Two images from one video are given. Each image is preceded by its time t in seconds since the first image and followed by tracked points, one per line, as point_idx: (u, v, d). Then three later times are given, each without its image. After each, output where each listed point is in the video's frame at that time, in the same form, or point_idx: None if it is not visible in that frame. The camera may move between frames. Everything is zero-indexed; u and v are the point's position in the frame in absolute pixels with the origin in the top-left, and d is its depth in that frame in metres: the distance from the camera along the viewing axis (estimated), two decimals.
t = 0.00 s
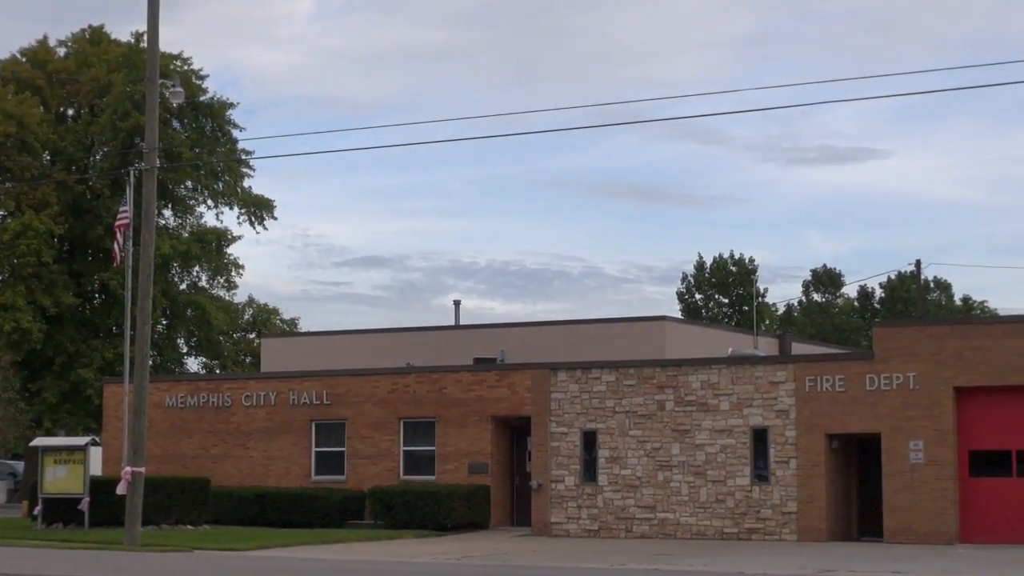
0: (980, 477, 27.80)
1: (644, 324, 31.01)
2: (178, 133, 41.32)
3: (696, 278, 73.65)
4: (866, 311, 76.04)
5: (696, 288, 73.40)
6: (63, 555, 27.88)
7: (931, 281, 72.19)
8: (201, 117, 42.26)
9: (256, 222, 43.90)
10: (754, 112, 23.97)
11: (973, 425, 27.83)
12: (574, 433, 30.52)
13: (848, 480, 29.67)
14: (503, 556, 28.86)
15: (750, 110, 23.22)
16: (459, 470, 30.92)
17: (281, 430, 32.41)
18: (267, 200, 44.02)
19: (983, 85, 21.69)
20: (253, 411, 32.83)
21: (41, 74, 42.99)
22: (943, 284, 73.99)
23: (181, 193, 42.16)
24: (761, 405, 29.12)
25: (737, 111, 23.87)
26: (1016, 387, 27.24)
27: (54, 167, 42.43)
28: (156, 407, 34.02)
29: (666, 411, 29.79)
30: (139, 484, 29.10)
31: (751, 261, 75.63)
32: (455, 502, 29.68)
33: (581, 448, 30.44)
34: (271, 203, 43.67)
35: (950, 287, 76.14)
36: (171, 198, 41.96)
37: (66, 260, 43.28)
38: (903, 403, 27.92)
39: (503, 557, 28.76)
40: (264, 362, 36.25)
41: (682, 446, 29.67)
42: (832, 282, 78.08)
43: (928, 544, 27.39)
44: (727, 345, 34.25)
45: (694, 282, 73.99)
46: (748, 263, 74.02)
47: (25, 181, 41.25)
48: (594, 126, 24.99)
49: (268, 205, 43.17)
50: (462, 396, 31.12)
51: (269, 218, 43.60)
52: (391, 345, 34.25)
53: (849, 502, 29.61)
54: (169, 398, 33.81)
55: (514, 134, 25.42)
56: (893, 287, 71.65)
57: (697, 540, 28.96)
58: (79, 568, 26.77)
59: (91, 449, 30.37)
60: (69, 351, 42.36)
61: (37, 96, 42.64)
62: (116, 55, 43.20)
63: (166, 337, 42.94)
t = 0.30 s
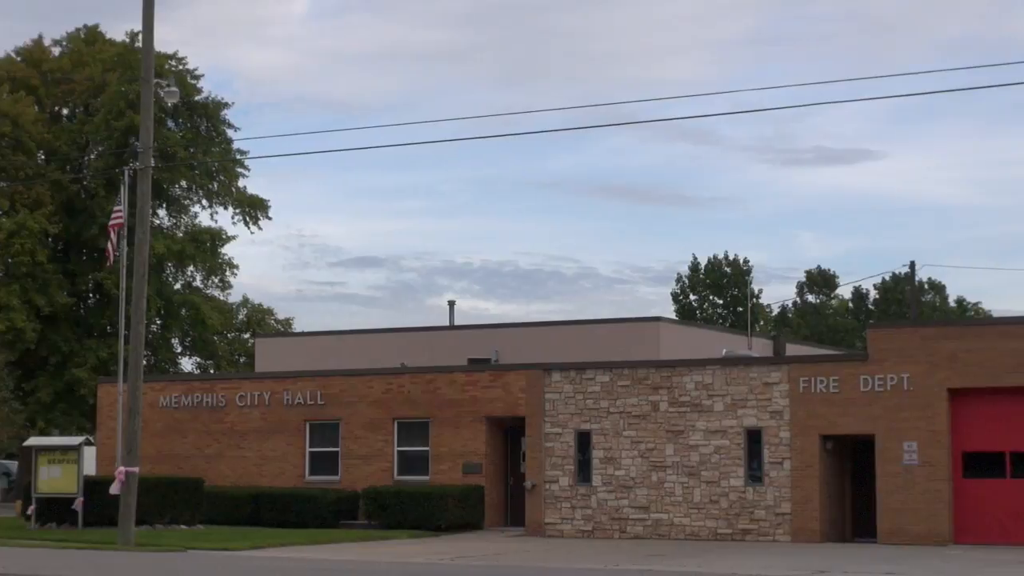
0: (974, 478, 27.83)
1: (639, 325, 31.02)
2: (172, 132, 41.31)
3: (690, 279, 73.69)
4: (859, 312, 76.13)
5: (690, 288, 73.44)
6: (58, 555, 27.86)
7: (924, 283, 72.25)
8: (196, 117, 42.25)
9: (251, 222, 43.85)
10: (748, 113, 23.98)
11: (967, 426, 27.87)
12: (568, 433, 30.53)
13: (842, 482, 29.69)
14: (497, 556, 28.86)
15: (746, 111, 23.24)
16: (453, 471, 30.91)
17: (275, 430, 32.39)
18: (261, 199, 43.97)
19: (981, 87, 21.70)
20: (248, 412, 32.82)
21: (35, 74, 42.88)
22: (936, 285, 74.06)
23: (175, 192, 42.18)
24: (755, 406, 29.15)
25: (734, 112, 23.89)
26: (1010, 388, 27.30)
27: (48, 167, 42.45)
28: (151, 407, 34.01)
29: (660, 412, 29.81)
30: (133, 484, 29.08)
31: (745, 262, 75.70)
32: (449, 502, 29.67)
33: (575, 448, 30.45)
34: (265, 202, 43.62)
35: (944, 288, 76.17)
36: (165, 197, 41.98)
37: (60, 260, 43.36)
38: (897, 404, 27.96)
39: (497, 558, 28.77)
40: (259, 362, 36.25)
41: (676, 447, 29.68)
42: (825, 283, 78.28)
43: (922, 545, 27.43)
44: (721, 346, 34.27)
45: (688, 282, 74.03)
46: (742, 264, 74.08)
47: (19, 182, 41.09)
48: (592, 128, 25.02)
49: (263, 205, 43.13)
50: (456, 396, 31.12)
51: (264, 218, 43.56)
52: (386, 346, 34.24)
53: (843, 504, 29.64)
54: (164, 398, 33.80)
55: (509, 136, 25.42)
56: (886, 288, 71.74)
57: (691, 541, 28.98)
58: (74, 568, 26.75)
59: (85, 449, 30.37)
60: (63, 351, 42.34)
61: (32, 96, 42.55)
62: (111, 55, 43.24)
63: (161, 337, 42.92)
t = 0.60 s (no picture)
0: (961, 478, 27.88)
1: (627, 325, 31.06)
2: (161, 132, 41.32)
3: (678, 278, 73.76)
4: (848, 312, 76.24)
5: (678, 288, 73.53)
6: (46, 554, 27.84)
7: (913, 283, 72.44)
8: (185, 116, 42.24)
9: (240, 221, 43.85)
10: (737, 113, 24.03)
11: (954, 426, 27.93)
12: (557, 433, 30.55)
13: (829, 482, 29.73)
14: (486, 556, 28.88)
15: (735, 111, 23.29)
16: (442, 470, 30.93)
17: (264, 430, 32.38)
18: (251, 199, 43.98)
19: (967, 87, 21.75)
20: (236, 411, 32.81)
21: (24, 73, 42.88)
22: (925, 285, 74.13)
23: (164, 192, 42.15)
24: (743, 406, 29.18)
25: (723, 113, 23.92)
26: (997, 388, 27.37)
27: (37, 166, 42.42)
28: (139, 406, 33.98)
29: (648, 412, 29.84)
30: (121, 483, 29.06)
31: (734, 262, 75.77)
32: (438, 502, 29.70)
33: (563, 448, 30.46)
34: (254, 202, 43.62)
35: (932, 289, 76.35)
36: (154, 197, 41.96)
37: (49, 259, 43.31)
38: (885, 404, 28.02)
39: (485, 557, 28.79)
40: (248, 361, 36.23)
41: (664, 447, 29.72)
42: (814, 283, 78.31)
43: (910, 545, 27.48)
44: (708, 346, 34.32)
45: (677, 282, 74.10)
46: (731, 263, 74.16)
47: (8, 180, 41.05)
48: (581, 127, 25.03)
49: (253, 204, 43.11)
50: (445, 396, 31.14)
51: (253, 217, 43.54)
52: (374, 345, 34.24)
53: (830, 504, 29.69)
54: (153, 397, 33.77)
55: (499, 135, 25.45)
56: (875, 288, 71.85)
57: (679, 541, 29.01)
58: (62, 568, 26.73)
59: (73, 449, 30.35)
60: (52, 350, 42.32)
61: (21, 95, 42.53)
62: (100, 54, 43.22)
63: (149, 336, 42.91)
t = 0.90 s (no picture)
0: (943, 477, 27.92)
1: (611, 324, 31.06)
2: (144, 131, 41.28)
3: (662, 278, 73.82)
4: (832, 311, 76.39)
5: (662, 287, 73.59)
6: (28, 554, 27.77)
7: (895, 283, 72.68)
8: (168, 116, 42.19)
9: (224, 220, 43.82)
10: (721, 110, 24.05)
11: (937, 425, 27.97)
12: (541, 432, 30.54)
13: (813, 480, 29.75)
14: (469, 555, 28.87)
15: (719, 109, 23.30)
16: (426, 469, 30.91)
17: (248, 429, 32.34)
18: (234, 198, 43.95)
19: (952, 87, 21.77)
20: (220, 410, 32.77)
21: (7, 72, 42.79)
22: (909, 284, 74.27)
23: (147, 191, 42.08)
24: (726, 405, 29.20)
25: (707, 112, 23.91)
26: (980, 387, 27.44)
27: (20, 165, 42.33)
28: (122, 406, 33.91)
29: (632, 410, 29.85)
30: (104, 483, 28.99)
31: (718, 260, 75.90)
32: (422, 501, 29.68)
33: (547, 447, 30.46)
34: (238, 201, 43.58)
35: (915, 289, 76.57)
36: (138, 196, 41.88)
37: (32, 258, 43.22)
38: (869, 403, 28.05)
39: (469, 557, 28.78)
40: (231, 360, 36.18)
41: (648, 445, 29.73)
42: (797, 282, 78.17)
43: (893, 544, 27.52)
44: (692, 346, 34.33)
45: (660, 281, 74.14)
46: (714, 262, 74.25)
47: None
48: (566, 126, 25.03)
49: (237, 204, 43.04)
50: (429, 395, 31.11)
51: (237, 216, 43.50)
52: (358, 344, 34.21)
53: (814, 502, 29.71)
54: (136, 397, 33.71)
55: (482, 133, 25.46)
56: (859, 287, 72.01)
57: (663, 539, 29.02)
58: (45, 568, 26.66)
59: (56, 448, 30.26)
60: (34, 350, 42.24)
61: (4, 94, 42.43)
62: (83, 53, 43.13)
63: (133, 336, 42.86)
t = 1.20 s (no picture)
0: (926, 475, 27.96)
1: (594, 322, 31.07)
2: (127, 129, 41.30)
3: (646, 276, 73.88)
4: (815, 309, 76.54)
5: (645, 285, 73.66)
6: (10, 554, 27.71)
7: (878, 281, 72.87)
8: (151, 114, 42.19)
9: (206, 219, 43.78)
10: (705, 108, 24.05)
11: (919, 423, 28.02)
12: (524, 430, 30.54)
13: (796, 478, 29.78)
14: (453, 554, 28.87)
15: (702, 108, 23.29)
16: (409, 468, 30.91)
17: (231, 428, 32.31)
18: (217, 196, 43.91)
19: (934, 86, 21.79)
20: (203, 409, 32.73)
21: None
22: (891, 282, 74.49)
23: (130, 189, 42.03)
24: (709, 403, 29.22)
25: (689, 111, 23.90)
26: (962, 385, 27.47)
27: (3, 164, 42.22)
28: (105, 405, 33.88)
29: (615, 409, 29.86)
30: (87, 482, 28.94)
31: (702, 259, 75.98)
32: (405, 500, 29.67)
33: (530, 445, 30.47)
34: (221, 199, 43.54)
35: (898, 287, 76.78)
36: (121, 194, 41.82)
37: (14, 257, 43.13)
38: (852, 401, 28.09)
39: (452, 555, 28.78)
40: (214, 360, 36.15)
41: (632, 444, 29.74)
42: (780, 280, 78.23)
43: (875, 542, 27.57)
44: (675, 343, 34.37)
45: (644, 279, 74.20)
46: (697, 261, 74.33)
47: None
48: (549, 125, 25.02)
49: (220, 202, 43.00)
50: (412, 393, 31.10)
51: (220, 215, 43.47)
52: (342, 343, 34.19)
53: (797, 500, 29.74)
54: (118, 396, 33.68)
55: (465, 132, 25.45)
56: (842, 286, 72.22)
57: (646, 538, 29.04)
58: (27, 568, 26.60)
59: (38, 448, 30.20)
60: (17, 349, 42.20)
61: None
62: (65, 52, 43.07)
63: (115, 334, 42.85)
